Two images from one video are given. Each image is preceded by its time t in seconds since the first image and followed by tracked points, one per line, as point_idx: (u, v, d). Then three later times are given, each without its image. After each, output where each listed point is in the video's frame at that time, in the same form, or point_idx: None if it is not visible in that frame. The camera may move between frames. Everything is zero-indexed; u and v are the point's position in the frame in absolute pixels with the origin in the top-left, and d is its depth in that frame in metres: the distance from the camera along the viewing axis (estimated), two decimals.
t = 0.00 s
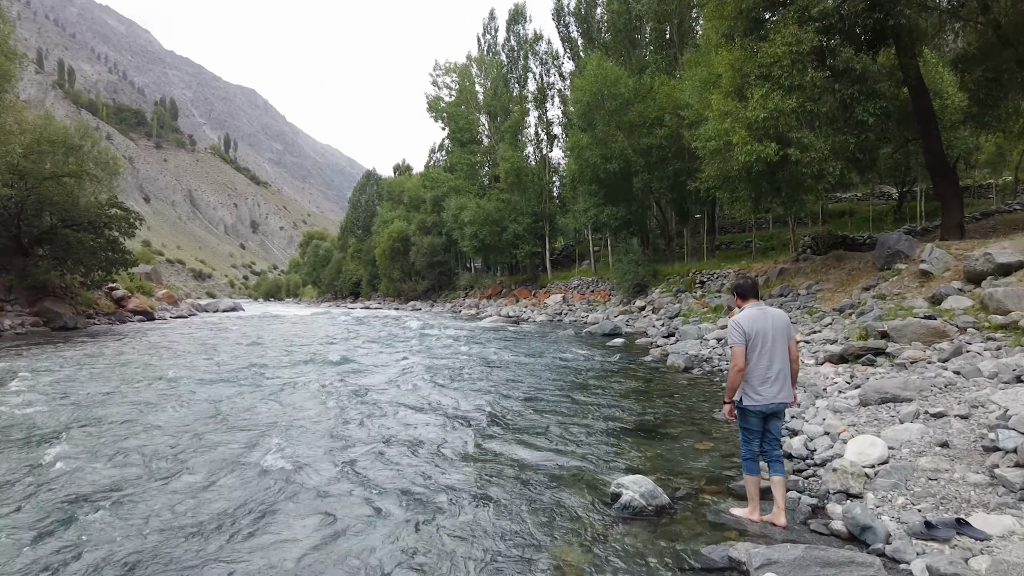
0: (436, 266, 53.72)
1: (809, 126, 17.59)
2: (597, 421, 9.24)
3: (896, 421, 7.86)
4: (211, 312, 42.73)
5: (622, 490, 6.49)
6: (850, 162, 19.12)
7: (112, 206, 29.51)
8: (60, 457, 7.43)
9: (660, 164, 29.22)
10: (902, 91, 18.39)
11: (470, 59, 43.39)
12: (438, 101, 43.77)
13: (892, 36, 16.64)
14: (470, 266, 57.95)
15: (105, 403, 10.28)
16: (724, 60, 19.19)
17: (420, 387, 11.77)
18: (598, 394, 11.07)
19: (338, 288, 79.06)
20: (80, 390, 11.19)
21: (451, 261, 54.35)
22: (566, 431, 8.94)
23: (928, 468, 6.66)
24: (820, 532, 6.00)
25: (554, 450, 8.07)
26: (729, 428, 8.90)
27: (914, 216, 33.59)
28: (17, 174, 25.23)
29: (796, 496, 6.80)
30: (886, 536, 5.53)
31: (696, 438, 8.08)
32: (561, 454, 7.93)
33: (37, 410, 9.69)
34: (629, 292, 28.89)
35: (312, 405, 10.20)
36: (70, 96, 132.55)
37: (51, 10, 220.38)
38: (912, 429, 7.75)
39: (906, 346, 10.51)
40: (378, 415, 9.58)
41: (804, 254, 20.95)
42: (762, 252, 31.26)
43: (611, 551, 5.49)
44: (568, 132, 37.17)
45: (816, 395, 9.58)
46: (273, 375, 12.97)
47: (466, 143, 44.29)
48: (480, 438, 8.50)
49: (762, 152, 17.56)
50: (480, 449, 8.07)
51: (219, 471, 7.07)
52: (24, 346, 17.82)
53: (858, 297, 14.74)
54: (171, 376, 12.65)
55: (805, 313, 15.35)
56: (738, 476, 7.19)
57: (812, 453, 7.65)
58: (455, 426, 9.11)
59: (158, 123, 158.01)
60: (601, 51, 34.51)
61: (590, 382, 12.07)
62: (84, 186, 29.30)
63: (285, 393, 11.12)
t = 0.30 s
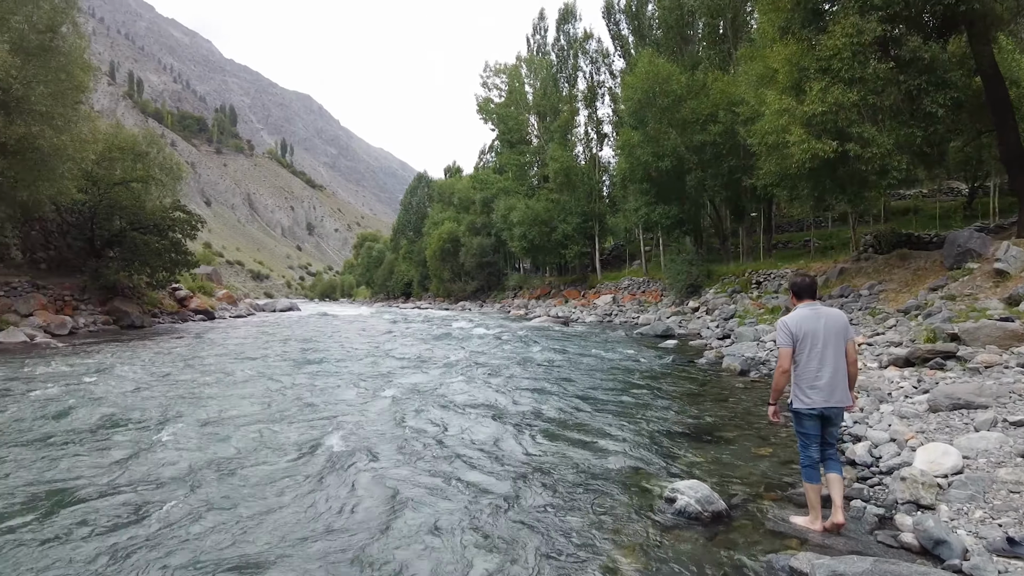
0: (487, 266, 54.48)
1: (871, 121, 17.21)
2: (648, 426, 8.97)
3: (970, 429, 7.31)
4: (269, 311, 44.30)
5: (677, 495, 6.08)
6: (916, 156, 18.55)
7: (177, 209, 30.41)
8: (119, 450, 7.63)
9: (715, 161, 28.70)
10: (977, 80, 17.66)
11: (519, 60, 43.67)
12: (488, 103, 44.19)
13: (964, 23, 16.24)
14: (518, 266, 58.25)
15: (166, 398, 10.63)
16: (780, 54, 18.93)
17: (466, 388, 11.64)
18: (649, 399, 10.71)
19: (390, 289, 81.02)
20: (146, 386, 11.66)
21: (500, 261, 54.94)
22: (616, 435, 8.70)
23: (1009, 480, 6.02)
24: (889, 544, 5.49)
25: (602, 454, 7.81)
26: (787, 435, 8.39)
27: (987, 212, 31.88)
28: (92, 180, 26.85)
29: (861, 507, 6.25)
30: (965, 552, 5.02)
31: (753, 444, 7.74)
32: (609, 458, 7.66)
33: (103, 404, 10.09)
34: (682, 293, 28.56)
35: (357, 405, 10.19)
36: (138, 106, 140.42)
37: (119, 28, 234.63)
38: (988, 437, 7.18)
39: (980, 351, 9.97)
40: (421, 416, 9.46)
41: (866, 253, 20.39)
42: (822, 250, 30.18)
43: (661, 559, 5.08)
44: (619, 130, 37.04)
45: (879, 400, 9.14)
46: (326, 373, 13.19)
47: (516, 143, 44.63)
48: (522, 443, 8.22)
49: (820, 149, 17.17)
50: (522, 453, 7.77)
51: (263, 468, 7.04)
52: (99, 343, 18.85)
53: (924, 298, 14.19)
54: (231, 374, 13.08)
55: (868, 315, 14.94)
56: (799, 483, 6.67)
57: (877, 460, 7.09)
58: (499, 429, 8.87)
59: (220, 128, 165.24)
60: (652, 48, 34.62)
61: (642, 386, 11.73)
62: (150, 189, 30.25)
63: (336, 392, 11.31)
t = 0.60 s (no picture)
0: (523, 268, 54.73)
1: (923, 115, 17.16)
2: (690, 430, 8.76)
3: None
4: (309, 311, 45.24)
5: (722, 501, 5.83)
6: (972, 153, 18.10)
7: (220, 212, 31.18)
8: (162, 447, 7.78)
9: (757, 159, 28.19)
10: None
11: (557, 60, 43.76)
12: (526, 104, 44.58)
13: None
14: (554, 266, 58.22)
15: (211, 395, 10.89)
16: (826, 49, 19.10)
17: (501, 390, 11.55)
18: (690, 404, 10.45)
19: (427, 290, 82.18)
20: (194, 382, 12.00)
21: (535, 262, 55.14)
22: (656, 438, 8.50)
23: None
24: (947, 557, 4.90)
25: (640, 458, 7.62)
26: (836, 442, 8.03)
27: None
28: (142, 184, 27.97)
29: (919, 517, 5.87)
30: None
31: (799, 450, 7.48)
32: (648, 463, 7.46)
33: (152, 401, 10.41)
34: (722, 294, 28.25)
35: (392, 406, 10.19)
36: (184, 112, 145.55)
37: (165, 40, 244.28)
38: None
39: None
40: (453, 418, 9.36)
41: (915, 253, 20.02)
42: (871, 250, 29.26)
43: (705, 566, 4.83)
44: (658, 129, 36.82)
45: (933, 405, 8.77)
46: (366, 373, 13.31)
47: (552, 143, 44.76)
48: (554, 448, 8.02)
49: (868, 145, 17.12)
50: (556, 459, 7.59)
51: (296, 468, 7.03)
52: (150, 342, 19.55)
53: (979, 300, 13.79)
54: (277, 372, 13.37)
55: (918, 317, 14.62)
56: (850, 493, 6.32)
57: (932, 469, 6.61)
58: (534, 433, 8.72)
59: (262, 132, 169.92)
60: (692, 46, 34.54)
61: (684, 390, 11.49)
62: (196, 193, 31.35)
63: (377, 391, 11.41)
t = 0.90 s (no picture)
0: (546, 268, 54.73)
1: (959, 111, 16.91)
2: (720, 433, 8.63)
3: None
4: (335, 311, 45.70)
5: (753, 506, 5.70)
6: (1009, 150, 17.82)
7: (247, 213, 31.56)
8: (192, 447, 7.87)
9: (784, 158, 27.83)
10: None
11: (581, 59, 43.66)
12: (549, 104, 44.62)
13: None
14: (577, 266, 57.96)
15: (241, 395, 11.05)
16: (858, 45, 18.96)
17: (527, 391, 11.53)
18: (719, 406, 10.31)
19: (450, 290, 82.55)
20: (224, 381, 12.16)
21: (558, 262, 55.04)
22: (685, 441, 8.39)
23: None
24: (992, 567, 4.71)
25: (669, 462, 7.53)
26: (871, 447, 7.84)
27: None
28: (170, 186, 28.37)
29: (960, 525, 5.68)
30: None
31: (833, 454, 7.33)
32: (676, 466, 7.36)
33: (183, 400, 10.58)
34: (749, 295, 27.92)
35: (418, 406, 10.21)
36: (210, 115, 148.28)
37: (191, 46, 249.33)
38: None
39: None
40: (479, 419, 9.34)
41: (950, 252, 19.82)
42: (902, 249, 28.66)
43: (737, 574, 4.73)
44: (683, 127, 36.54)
45: (972, 410, 8.53)
46: (393, 373, 13.37)
47: (576, 143, 44.68)
48: (580, 450, 7.96)
49: (902, 143, 16.95)
50: (582, 461, 7.53)
51: (325, 469, 7.05)
52: (181, 341, 19.86)
53: (1019, 301, 13.49)
54: (305, 372, 13.52)
55: (955, 318, 14.38)
56: (887, 499, 6.15)
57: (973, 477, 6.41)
58: (561, 434, 8.68)
59: (285, 135, 172.20)
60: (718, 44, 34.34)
61: (713, 393, 11.36)
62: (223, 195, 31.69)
63: (403, 391, 11.47)
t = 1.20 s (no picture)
0: (558, 269, 54.71)
1: (982, 109, 16.82)
2: (739, 434, 8.57)
3: None
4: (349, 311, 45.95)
5: (776, 507, 5.63)
6: None
7: (263, 213, 31.79)
8: (214, 445, 7.97)
9: (800, 157, 27.63)
10: None
11: (594, 58, 43.61)
12: (562, 104, 44.65)
13: None
14: (590, 267, 57.81)
15: (260, 394, 11.13)
16: (878, 42, 18.85)
17: (544, 391, 11.52)
18: (737, 407, 10.24)
19: (464, 290, 82.72)
20: (243, 381, 12.25)
21: (571, 262, 54.98)
22: (703, 442, 8.32)
23: None
24: None
25: (687, 463, 7.48)
26: (893, 449, 7.74)
27: None
28: (187, 188, 28.60)
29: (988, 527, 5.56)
30: None
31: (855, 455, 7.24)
32: (694, 467, 7.31)
33: (202, 399, 10.66)
34: (764, 295, 27.73)
35: (435, 405, 10.25)
36: (225, 117, 149.93)
37: (205, 50, 252.12)
38: None
39: None
40: (496, 419, 9.33)
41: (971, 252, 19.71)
42: (920, 249, 28.31)
43: None
44: (697, 127, 36.43)
45: (997, 412, 8.41)
46: (410, 373, 13.42)
47: (590, 143, 44.67)
48: (599, 451, 7.92)
49: (923, 141, 16.82)
50: (600, 462, 7.50)
51: (344, 469, 7.07)
52: (199, 341, 20.05)
53: None
54: (323, 372, 13.62)
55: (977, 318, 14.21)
56: (912, 502, 6.05)
57: (1000, 479, 6.30)
58: (579, 435, 8.65)
59: (298, 137, 173.58)
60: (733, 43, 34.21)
61: (731, 394, 11.29)
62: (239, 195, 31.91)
63: (420, 391, 11.50)
